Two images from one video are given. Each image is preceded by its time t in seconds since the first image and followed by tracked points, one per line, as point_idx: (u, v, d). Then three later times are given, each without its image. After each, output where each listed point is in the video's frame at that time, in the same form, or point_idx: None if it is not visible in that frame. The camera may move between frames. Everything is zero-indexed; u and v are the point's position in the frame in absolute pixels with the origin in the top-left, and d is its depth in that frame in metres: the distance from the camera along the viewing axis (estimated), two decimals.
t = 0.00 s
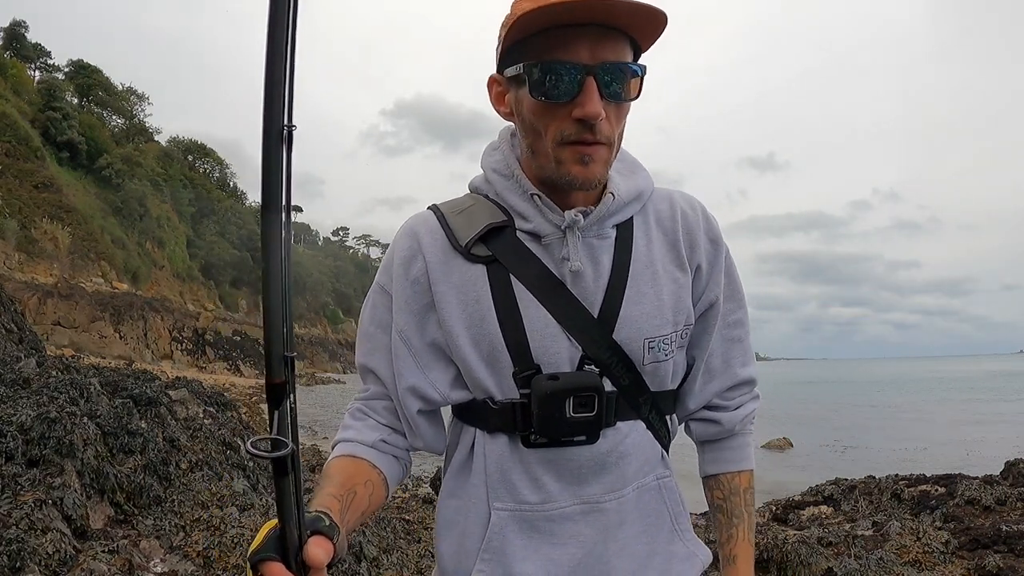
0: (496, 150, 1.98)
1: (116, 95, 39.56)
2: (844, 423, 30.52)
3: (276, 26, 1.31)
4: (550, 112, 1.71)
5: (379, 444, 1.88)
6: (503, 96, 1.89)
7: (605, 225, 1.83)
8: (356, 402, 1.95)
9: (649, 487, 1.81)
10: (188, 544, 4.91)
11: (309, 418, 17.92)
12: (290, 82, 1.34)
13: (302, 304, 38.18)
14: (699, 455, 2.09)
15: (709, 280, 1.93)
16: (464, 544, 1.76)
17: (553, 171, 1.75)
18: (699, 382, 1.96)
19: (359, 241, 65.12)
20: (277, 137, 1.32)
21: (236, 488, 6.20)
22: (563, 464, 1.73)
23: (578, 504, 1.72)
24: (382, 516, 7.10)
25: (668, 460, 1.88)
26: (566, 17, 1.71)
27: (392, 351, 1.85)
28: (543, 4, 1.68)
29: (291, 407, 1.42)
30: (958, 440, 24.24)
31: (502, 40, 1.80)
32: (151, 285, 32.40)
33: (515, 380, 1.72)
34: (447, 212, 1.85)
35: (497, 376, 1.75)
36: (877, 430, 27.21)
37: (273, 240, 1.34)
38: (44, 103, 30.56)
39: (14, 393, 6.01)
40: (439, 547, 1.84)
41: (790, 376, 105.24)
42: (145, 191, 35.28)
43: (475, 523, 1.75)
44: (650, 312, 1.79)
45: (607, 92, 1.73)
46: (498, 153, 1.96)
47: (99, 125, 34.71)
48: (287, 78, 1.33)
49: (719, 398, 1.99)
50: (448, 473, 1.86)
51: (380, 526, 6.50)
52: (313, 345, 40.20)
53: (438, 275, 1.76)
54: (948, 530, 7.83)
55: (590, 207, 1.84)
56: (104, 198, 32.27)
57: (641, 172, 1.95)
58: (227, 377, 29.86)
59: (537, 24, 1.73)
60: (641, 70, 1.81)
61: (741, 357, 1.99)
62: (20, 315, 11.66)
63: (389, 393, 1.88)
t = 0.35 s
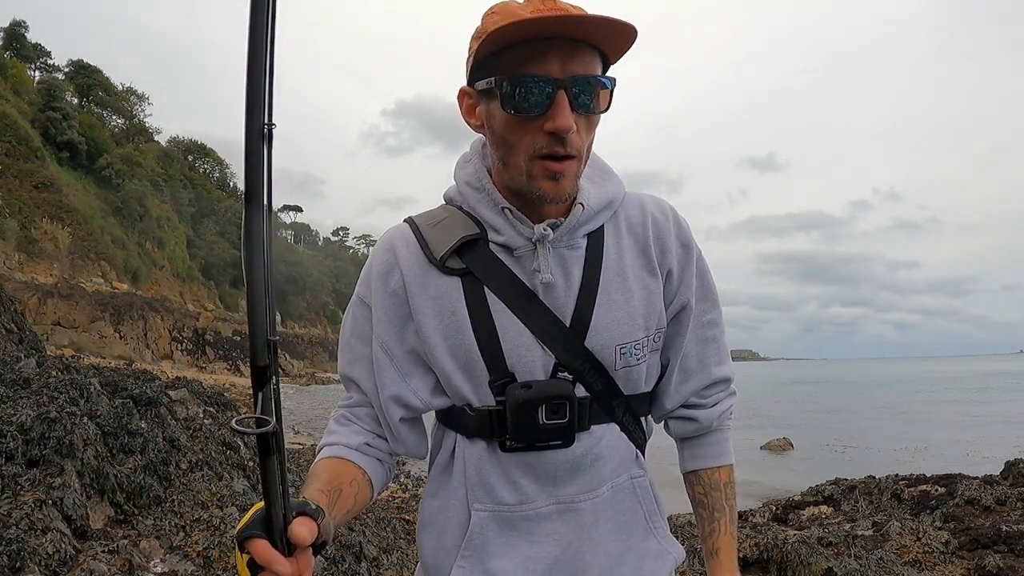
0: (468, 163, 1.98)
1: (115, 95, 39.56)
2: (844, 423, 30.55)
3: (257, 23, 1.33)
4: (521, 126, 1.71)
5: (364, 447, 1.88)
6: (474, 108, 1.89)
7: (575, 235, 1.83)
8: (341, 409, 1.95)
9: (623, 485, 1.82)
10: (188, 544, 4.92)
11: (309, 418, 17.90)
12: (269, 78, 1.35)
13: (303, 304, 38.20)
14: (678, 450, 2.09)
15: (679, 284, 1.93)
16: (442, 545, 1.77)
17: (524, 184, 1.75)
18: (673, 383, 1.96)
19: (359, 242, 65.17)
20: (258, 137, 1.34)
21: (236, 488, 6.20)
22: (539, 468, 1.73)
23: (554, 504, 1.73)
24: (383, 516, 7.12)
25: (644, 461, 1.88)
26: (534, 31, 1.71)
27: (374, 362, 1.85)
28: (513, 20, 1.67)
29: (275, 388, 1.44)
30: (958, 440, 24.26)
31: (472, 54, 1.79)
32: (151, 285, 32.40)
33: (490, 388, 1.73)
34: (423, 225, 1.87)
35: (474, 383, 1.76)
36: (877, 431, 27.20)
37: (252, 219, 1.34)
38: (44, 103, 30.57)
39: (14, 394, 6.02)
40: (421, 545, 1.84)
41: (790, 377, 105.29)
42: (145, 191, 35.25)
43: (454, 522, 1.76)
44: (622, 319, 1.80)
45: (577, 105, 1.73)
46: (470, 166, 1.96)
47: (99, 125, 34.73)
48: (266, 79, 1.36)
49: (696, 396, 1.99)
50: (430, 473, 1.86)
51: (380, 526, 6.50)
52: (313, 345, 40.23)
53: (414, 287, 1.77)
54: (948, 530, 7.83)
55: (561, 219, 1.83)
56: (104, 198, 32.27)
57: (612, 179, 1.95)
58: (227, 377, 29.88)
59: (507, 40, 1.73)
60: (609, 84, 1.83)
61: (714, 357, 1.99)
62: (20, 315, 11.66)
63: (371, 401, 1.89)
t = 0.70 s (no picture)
0: (464, 168, 1.98)
1: (116, 95, 39.59)
2: (843, 423, 30.56)
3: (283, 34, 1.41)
4: (517, 126, 1.72)
5: (367, 443, 1.88)
6: (469, 112, 1.88)
7: (567, 234, 1.83)
8: (343, 406, 1.95)
9: (619, 480, 1.80)
10: (188, 544, 4.92)
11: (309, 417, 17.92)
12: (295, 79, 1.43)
13: (303, 304, 38.17)
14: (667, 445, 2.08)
15: (668, 281, 1.93)
16: (441, 540, 1.77)
17: (519, 183, 1.75)
18: (664, 377, 1.95)
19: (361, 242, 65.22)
20: (286, 136, 1.41)
21: (236, 488, 6.20)
22: (535, 461, 1.72)
23: (551, 498, 1.72)
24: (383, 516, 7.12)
25: (638, 456, 1.87)
26: (528, 38, 1.72)
27: (373, 360, 1.86)
28: (505, 27, 1.68)
29: (294, 377, 1.50)
30: (957, 440, 24.27)
31: (466, 60, 1.80)
32: (151, 285, 32.42)
33: (487, 382, 1.73)
34: (421, 226, 1.87)
35: (472, 378, 1.76)
36: (877, 431, 27.20)
37: (277, 228, 1.42)
38: (44, 103, 30.61)
39: (14, 393, 6.02)
40: (420, 540, 1.83)
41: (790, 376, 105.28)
42: (146, 191, 35.26)
43: (452, 517, 1.75)
44: (612, 314, 1.80)
45: (570, 108, 1.74)
46: (467, 169, 1.96)
47: (99, 125, 34.74)
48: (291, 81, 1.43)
49: (685, 391, 1.98)
50: (429, 469, 1.86)
51: (380, 526, 6.50)
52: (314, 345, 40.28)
53: (413, 285, 1.78)
54: (948, 530, 7.83)
55: (553, 218, 1.84)
56: (104, 198, 32.26)
57: (601, 181, 1.95)
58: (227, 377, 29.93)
59: (500, 47, 1.73)
60: (600, 90, 1.84)
61: (703, 352, 1.98)
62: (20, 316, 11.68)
63: (373, 398, 1.89)
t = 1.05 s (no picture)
0: (468, 175, 1.98)
1: (116, 95, 39.58)
2: (844, 422, 30.56)
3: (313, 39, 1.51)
4: (532, 123, 1.71)
5: (374, 442, 1.88)
6: (476, 116, 1.84)
7: (569, 236, 1.83)
8: (350, 407, 1.96)
9: (620, 479, 1.79)
10: (188, 544, 4.92)
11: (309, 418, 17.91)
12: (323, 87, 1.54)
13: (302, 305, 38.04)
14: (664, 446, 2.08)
15: (666, 283, 1.94)
16: (446, 537, 1.76)
17: (532, 179, 1.74)
18: (662, 377, 1.95)
19: (361, 242, 65.24)
20: (314, 137, 1.52)
21: (236, 488, 6.20)
22: (539, 457, 1.72)
23: (554, 494, 1.71)
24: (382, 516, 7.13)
25: (640, 454, 1.87)
26: (538, 41, 1.75)
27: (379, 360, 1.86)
28: (515, 34, 1.71)
29: (314, 369, 1.56)
30: (958, 440, 24.27)
31: (478, 64, 1.79)
32: (151, 285, 32.41)
33: (492, 379, 1.73)
34: (427, 231, 1.88)
35: (477, 375, 1.75)
36: (878, 431, 27.20)
37: (305, 230, 1.52)
38: (44, 103, 30.61)
39: (14, 393, 6.03)
40: (425, 538, 1.83)
41: (791, 375, 105.39)
42: (146, 191, 35.24)
43: (456, 513, 1.75)
44: (613, 313, 1.80)
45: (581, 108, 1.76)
46: (470, 176, 1.96)
47: (99, 125, 34.76)
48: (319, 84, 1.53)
49: (682, 391, 1.98)
50: (434, 468, 1.86)
51: (380, 526, 6.50)
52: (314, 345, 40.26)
53: (419, 286, 1.78)
54: (948, 530, 7.84)
55: (555, 220, 1.84)
56: (104, 198, 32.26)
57: (600, 187, 1.95)
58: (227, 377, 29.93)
59: (515, 50, 1.74)
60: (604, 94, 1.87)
61: (699, 354, 1.99)
62: (20, 315, 11.68)
63: (379, 398, 1.89)
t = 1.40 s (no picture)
0: (476, 176, 1.97)
1: (116, 95, 39.57)
2: (844, 422, 30.55)
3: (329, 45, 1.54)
4: (567, 122, 1.72)
5: (381, 440, 1.88)
6: (498, 112, 1.80)
7: (574, 235, 1.84)
8: (356, 406, 1.95)
9: (626, 474, 1.80)
10: (188, 544, 4.92)
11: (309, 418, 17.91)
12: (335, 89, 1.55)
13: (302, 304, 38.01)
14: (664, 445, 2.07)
15: (667, 284, 1.96)
16: (454, 533, 1.76)
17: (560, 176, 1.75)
18: (664, 376, 1.96)
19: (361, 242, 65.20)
20: (327, 138, 1.53)
21: (236, 488, 6.20)
22: (547, 451, 1.72)
23: (562, 490, 1.72)
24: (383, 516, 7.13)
25: (645, 451, 1.87)
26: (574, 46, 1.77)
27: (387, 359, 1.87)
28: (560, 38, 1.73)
29: (326, 365, 1.57)
30: (958, 439, 24.27)
31: (508, 59, 1.76)
32: (151, 285, 32.41)
33: (500, 375, 1.73)
34: (433, 232, 1.88)
35: (484, 372, 1.76)
36: (878, 431, 27.20)
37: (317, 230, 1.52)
38: (44, 103, 30.66)
39: (14, 393, 6.03)
40: (431, 536, 1.83)
41: (791, 375, 105.40)
42: (145, 191, 35.23)
43: (466, 509, 1.75)
44: (618, 309, 1.80)
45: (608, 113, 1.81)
46: (478, 177, 1.96)
47: (99, 125, 34.79)
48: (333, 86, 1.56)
49: (683, 391, 1.98)
50: (441, 468, 1.85)
51: (380, 526, 6.51)
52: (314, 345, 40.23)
53: (426, 285, 1.78)
54: (948, 530, 7.84)
55: (561, 219, 1.85)
56: (104, 198, 32.25)
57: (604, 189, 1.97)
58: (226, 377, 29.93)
59: (554, 52, 1.75)
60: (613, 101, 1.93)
61: (701, 353, 2.00)
62: (20, 315, 11.67)
63: (387, 396, 1.89)
